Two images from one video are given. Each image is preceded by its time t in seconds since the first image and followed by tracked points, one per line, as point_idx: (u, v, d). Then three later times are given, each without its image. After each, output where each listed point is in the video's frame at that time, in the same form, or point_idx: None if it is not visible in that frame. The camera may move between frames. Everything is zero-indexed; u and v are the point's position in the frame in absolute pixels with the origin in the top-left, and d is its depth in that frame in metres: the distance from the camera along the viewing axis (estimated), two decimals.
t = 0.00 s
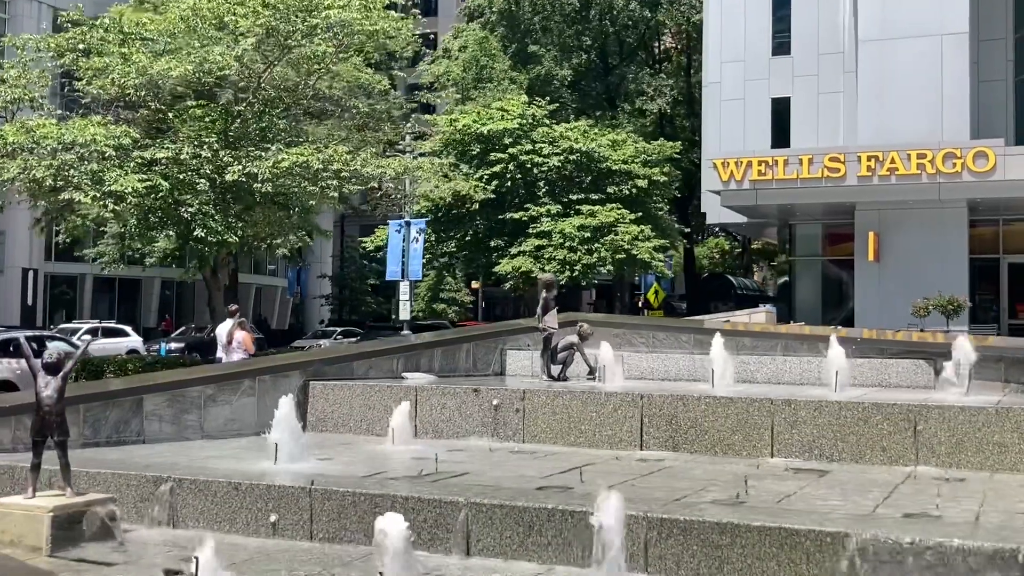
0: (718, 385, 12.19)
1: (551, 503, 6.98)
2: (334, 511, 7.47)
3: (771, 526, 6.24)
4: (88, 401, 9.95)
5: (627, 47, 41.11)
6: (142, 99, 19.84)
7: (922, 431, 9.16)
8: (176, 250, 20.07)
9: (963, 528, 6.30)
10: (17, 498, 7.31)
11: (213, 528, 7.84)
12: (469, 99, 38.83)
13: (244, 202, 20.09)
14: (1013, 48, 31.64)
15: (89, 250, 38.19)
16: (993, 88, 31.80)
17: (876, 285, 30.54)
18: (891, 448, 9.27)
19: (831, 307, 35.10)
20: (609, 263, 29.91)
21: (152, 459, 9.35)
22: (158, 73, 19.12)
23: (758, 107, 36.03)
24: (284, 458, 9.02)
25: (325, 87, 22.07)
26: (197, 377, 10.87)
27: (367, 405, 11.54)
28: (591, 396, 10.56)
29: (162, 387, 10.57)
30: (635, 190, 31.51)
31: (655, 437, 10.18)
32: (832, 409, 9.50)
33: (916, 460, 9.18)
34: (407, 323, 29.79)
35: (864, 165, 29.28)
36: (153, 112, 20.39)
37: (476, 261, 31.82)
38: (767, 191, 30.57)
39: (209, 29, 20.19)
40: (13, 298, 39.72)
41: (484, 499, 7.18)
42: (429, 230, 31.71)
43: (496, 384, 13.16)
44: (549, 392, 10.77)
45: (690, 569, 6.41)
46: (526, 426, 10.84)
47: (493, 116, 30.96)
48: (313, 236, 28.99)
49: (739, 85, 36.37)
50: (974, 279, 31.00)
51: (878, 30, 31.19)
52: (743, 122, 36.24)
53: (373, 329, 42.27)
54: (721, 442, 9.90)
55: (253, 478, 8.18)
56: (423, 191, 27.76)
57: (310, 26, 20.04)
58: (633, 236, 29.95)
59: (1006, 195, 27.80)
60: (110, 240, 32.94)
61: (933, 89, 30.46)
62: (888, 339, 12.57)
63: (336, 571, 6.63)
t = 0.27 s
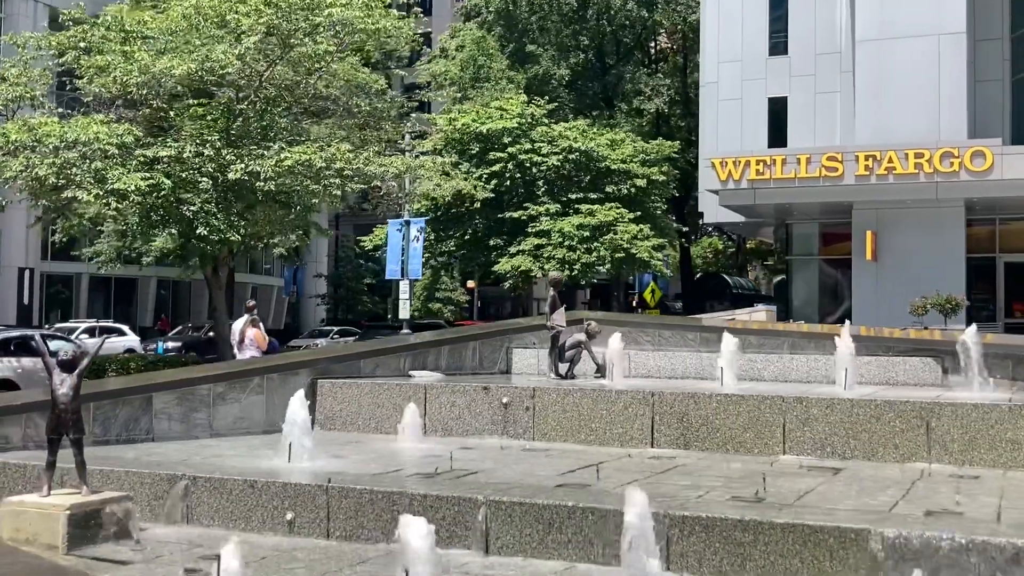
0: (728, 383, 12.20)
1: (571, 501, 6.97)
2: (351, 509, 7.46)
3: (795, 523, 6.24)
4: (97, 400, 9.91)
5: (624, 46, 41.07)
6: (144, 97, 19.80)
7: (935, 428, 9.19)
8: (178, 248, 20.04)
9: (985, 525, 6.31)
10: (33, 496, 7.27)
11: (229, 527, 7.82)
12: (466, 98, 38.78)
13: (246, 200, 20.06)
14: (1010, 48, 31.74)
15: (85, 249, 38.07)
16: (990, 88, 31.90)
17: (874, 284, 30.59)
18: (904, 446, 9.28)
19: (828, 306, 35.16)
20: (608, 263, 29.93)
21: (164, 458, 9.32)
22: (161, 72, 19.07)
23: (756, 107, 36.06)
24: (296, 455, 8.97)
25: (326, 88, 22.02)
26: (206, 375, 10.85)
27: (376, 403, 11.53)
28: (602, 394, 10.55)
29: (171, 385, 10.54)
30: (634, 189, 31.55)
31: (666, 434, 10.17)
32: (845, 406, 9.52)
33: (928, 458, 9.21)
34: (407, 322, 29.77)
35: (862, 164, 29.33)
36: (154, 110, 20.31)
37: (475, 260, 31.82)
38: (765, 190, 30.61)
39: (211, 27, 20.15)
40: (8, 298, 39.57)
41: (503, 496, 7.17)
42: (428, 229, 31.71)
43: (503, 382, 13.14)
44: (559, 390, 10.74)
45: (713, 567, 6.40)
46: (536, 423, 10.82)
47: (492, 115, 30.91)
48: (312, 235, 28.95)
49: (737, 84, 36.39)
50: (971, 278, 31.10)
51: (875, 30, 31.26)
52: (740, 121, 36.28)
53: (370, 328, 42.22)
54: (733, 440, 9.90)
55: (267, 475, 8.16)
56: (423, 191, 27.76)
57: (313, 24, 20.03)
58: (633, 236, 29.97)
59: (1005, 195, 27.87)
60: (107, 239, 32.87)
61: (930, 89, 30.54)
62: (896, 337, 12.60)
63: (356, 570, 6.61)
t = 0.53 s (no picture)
0: (738, 379, 12.13)
1: (592, 496, 6.89)
2: (369, 505, 7.38)
3: (822, 517, 6.17)
4: (105, 396, 9.80)
5: (621, 44, 41.01)
6: (144, 93, 19.67)
7: (951, 424, 9.13)
8: (178, 245, 19.91)
9: (1012, 519, 6.25)
10: (46, 492, 7.17)
11: (244, 523, 7.73)
12: (464, 96, 38.68)
13: (247, 197, 19.93)
14: (1009, 46, 31.76)
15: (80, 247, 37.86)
16: (988, 86, 31.92)
17: (874, 282, 30.58)
18: (919, 441, 9.24)
19: (826, 304, 35.16)
20: (608, 260, 29.85)
21: (174, 454, 9.23)
22: (161, 67, 18.94)
23: (754, 104, 36.02)
24: (308, 451, 8.85)
25: (327, 85, 21.90)
26: (214, 371, 10.75)
27: (385, 399, 11.44)
28: (614, 390, 10.46)
29: (179, 380, 10.43)
30: (633, 187, 31.50)
31: (679, 430, 10.09)
32: (860, 402, 9.47)
33: (943, 453, 9.16)
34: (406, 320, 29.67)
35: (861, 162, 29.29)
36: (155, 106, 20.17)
37: (474, 258, 31.72)
38: (765, 188, 30.57)
39: (212, 22, 20.03)
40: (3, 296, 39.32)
41: (523, 491, 7.09)
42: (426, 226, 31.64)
43: (511, 378, 13.04)
44: (571, 386, 10.65)
45: (739, 562, 6.33)
46: (547, 419, 10.73)
47: (491, 113, 30.80)
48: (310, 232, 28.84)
49: (735, 82, 36.35)
50: (970, 276, 31.11)
51: (874, 27, 31.25)
52: (738, 118, 36.23)
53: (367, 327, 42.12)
54: (747, 436, 9.83)
55: (282, 471, 8.08)
56: (423, 188, 27.67)
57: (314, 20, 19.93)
58: (632, 233, 29.89)
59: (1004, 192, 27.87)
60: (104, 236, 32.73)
61: (929, 87, 30.54)
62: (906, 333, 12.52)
63: (377, 565, 6.53)
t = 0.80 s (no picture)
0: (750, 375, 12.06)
1: (616, 491, 6.82)
2: (388, 501, 7.30)
3: (851, 512, 6.10)
4: (114, 391, 9.70)
5: (620, 41, 40.87)
6: (145, 88, 19.52)
7: (969, 419, 9.08)
8: (179, 242, 19.74)
9: None
10: (61, 488, 7.06)
11: (261, 519, 7.66)
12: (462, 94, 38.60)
13: (249, 193, 19.79)
14: (1008, 44, 31.77)
15: (75, 245, 37.68)
16: (987, 84, 31.93)
17: (874, 279, 30.59)
18: (937, 436, 9.19)
19: (825, 302, 35.17)
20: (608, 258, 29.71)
21: (186, 449, 9.13)
22: (163, 62, 18.81)
23: (753, 103, 35.99)
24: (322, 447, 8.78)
25: (328, 81, 21.78)
26: (224, 367, 10.66)
27: (395, 395, 11.35)
28: (627, 386, 10.38)
29: (189, 376, 10.35)
30: (633, 184, 31.42)
31: (693, 426, 10.02)
32: (876, 397, 9.42)
33: (961, 448, 9.11)
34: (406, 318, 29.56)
35: (862, 160, 29.28)
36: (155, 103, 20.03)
37: (474, 255, 31.66)
38: (765, 185, 30.54)
39: (214, 18, 19.90)
40: None
41: (545, 486, 7.01)
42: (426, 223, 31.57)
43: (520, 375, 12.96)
44: (583, 382, 10.57)
45: (765, 557, 6.26)
46: (560, 415, 10.65)
47: (490, 110, 30.70)
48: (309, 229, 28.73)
49: (734, 80, 36.33)
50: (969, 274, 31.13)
51: (874, 25, 31.24)
52: (737, 116, 36.19)
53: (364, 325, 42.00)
54: (762, 432, 9.78)
55: (297, 466, 7.99)
56: (424, 185, 27.54)
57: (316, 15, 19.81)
58: (633, 231, 29.75)
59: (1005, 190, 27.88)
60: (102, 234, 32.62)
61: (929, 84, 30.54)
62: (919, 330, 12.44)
63: (399, 562, 6.44)
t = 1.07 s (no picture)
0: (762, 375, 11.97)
1: (642, 491, 6.71)
2: (408, 501, 7.18)
3: (884, 513, 6.00)
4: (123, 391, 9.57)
5: (619, 39, 40.81)
6: (147, 85, 19.35)
7: (989, 418, 8.99)
8: (181, 240, 19.57)
9: None
10: (75, 488, 6.94)
11: (278, 520, 7.53)
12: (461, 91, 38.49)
13: (251, 191, 19.61)
14: (1008, 42, 31.71)
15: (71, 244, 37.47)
16: (988, 82, 31.88)
17: (875, 278, 30.58)
18: (957, 436, 9.10)
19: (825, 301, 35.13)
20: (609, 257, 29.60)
21: (197, 449, 9.01)
22: (166, 59, 18.67)
23: (753, 101, 35.92)
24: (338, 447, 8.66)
25: (331, 79, 21.63)
26: (233, 366, 10.53)
27: (405, 394, 11.24)
28: (641, 385, 10.27)
29: (198, 375, 10.22)
30: (634, 183, 31.30)
31: (709, 426, 9.92)
32: (895, 396, 9.33)
33: (981, 448, 9.02)
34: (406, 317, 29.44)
35: (863, 159, 29.23)
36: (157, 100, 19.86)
37: (474, 253, 31.55)
38: (766, 184, 30.45)
39: (215, 14, 19.73)
40: None
41: (569, 486, 6.90)
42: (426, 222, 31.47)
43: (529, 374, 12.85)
44: (596, 381, 10.45)
45: (796, 559, 6.15)
46: (573, 414, 10.53)
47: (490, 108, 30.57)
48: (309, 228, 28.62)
49: (734, 79, 36.26)
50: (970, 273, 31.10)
51: (874, 24, 31.18)
52: (737, 114, 36.11)
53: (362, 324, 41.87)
54: (779, 431, 9.69)
55: (312, 466, 7.87)
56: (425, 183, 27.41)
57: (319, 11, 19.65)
58: (634, 230, 29.57)
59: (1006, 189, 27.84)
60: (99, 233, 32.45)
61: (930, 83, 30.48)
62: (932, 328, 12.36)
63: (423, 564, 6.33)
